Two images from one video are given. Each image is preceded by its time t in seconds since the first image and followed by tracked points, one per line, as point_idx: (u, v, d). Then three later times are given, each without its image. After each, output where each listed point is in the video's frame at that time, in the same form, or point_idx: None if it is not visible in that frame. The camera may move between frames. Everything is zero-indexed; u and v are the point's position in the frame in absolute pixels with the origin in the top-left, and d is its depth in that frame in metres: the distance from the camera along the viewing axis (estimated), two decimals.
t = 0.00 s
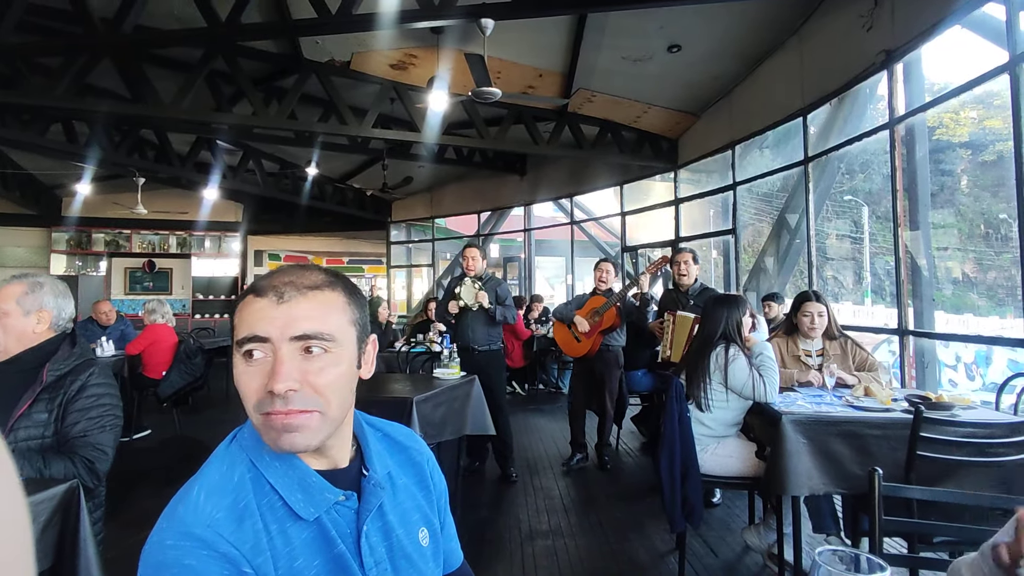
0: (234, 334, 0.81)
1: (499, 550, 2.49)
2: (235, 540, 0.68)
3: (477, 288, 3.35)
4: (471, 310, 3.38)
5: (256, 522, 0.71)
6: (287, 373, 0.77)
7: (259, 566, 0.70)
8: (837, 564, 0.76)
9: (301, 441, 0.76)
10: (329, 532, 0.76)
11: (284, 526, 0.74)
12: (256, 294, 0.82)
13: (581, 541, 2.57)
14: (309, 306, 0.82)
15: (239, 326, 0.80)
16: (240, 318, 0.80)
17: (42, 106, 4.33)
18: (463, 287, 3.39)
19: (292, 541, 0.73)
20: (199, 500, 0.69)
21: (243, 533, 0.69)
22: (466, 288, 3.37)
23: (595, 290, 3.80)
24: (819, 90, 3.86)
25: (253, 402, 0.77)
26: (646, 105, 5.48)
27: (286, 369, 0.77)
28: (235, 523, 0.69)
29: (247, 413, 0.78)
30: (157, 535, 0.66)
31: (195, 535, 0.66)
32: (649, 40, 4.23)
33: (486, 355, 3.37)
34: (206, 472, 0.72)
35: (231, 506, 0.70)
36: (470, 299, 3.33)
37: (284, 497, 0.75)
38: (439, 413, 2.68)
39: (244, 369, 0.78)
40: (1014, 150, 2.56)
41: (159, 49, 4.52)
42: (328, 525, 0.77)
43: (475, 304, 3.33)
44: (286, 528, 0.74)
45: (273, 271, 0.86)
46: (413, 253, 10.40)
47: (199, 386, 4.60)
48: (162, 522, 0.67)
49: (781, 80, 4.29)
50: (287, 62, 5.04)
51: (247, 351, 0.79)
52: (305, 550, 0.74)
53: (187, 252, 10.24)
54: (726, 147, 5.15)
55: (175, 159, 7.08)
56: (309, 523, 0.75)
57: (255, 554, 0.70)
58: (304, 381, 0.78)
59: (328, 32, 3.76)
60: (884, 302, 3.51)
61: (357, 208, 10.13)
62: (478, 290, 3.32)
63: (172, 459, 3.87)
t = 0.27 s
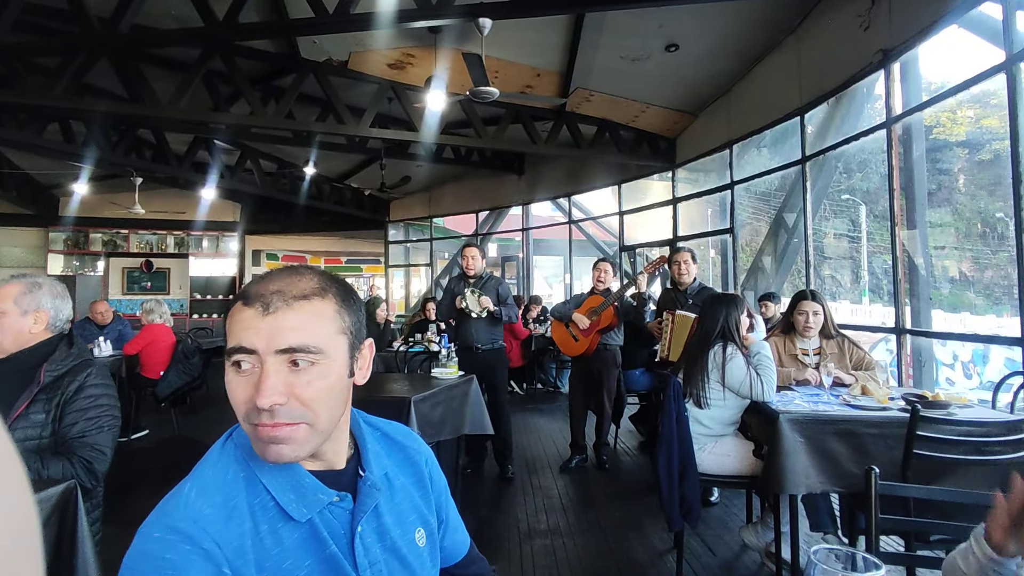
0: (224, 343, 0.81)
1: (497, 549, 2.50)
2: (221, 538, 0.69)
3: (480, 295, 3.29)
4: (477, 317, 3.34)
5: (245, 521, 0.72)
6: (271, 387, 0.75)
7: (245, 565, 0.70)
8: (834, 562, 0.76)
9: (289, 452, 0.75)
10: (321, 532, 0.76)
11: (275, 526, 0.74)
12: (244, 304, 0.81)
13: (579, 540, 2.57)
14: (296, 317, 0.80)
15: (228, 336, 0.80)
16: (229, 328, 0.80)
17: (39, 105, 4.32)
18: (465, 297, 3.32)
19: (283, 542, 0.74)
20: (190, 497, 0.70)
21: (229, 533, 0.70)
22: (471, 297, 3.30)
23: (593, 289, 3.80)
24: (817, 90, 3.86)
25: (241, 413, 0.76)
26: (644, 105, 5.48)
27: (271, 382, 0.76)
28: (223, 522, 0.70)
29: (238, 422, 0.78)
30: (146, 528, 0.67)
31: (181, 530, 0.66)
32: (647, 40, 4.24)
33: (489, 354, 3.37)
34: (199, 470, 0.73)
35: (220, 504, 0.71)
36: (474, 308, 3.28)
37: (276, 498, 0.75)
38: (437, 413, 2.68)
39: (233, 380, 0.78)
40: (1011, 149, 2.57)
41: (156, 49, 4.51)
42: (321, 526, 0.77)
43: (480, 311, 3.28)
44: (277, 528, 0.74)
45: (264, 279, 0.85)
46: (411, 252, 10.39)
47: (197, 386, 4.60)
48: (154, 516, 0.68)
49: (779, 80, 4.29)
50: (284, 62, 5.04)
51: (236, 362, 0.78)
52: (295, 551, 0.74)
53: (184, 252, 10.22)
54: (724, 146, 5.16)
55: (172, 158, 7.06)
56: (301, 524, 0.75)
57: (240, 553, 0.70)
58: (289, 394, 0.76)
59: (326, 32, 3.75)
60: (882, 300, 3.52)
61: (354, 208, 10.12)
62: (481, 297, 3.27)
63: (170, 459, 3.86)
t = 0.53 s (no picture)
0: (241, 355, 0.75)
1: (496, 548, 2.50)
2: (198, 542, 0.67)
3: (486, 290, 3.33)
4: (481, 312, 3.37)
5: (229, 525, 0.70)
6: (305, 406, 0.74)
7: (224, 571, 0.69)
8: (832, 562, 0.76)
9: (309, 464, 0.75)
10: (311, 537, 0.75)
11: (261, 532, 0.72)
12: (266, 316, 0.76)
13: (577, 539, 2.58)
14: (328, 336, 0.78)
15: (248, 348, 0.75)
16: (252, 341, 0.75)
17: (36, 104, 4.30)
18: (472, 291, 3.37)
19: (270, 546, 0.72)
20: (173, 500, 0.70)
21: (208, 539, 0.68)
22: (475, 288, 3.37)
23: (593, 288, 3.80)
24: (816, 89, 3.86)
25: (264, 429, 0.74)
26: (643, 104, 5.48)
27: (302, 401, 0.74)
28: (202, 526, 0.69)
29: (254, 435, 0.75)
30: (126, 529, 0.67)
31: (159, 533, 0.66)
32: (645, 39, 4.23)
33: (493, 353, 3.38)
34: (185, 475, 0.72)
35: (202, 508, 0.70)
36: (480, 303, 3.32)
37: (265, 502, 0.74)
38: (436, 412, 2.68)
39: (254, 394, 0.74)
40: (1009, 148, 2.58)
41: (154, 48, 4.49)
42: (311, 532, 0.76)
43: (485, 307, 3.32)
44: (264, 532, 0.73)
45: (280, 286, 0.79)
46: (409, 251, 10.39)
47: (195, 385, 4.59)
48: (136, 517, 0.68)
49: (778, 79, 4.29)
50: (282, 61, 5.03)
51: (260, 378, 0.74)
52: (283, 556, 0.73)
53: (182, 251, 10.20)
54: (722, 145, 5.16)
55: (170, 158, 7.04)
56: (289, 530, 0.74)
57: (219, 559, 0.68)
58: (319, 411, 0.75)
59: (324, 31, 3.75)
60: (880, 299, 3.52)
61: (353, 207, 10.11)
62: (488, 292, 3.31)
63: (168, 459, 3.86)
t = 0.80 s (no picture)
0: (302, 381, 0.71)
1: (496, 546, 2.50)
2: (198, 544, 0.64)
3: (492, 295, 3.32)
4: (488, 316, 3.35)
5: (230, 527, 0.67)
6: (361, 442, 0.73)
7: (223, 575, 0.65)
8: (833, 560, 0.76)
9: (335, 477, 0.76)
10: (314, 545, 0.73)
11: (263, 537, 0.69)
12: (340, 349, 0.72)
13: (577, 538, 2.58)
14: (392, 375, 0.77)
15: (315, 378, 0.71)
16: (322, 369, 0.71)
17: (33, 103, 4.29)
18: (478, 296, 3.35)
19: (271, 552, 0.69)
20: (177, 497, 0.67)
21: (208, 540, 0.65)
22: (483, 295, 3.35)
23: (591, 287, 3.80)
24: (814, 88, 3.87)
25: (309, 451, 0.72)
26: (642, 103, 5.48)
27: (358, 435, 0.74)
28: (202, 527, 0.65)
29: (290, 451, 0.72)
30: (127, 523, 0.65)
31: (159, 531, 0.63)
32: (645, 37, 4.23)
33: (500, 351, 3.37)
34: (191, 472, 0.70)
35: (204, 508, 0.67)
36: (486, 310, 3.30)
37: (270, 506, 0.71)
38: (435, 411, 2.68)
39: (309, 420, 0.71)
40: (1006, 147, 2.58)
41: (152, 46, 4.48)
42: (314, 540, 0.73)
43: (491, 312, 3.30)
44: (267, 536, 0.70)
45: (350, 312, 0.76)
46: (408, 250, 10.39)
47: (194, 384, 4.59)
48: (139, 512, 0.66)
49: (777, 78, 4.29)
50: (281, 59, 5.02)
51: (322, 406, 0.71)
52: (283, 563, 0.70)
53: (181, 250, 10.18)
54: (721, 144, 5.17)
55: (168, 156, 7.02)
56: (290, 537, 0.71)
57: (217, 562, 0.65)
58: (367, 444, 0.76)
59: (322, 29, 3.74)
60: (878, 298, 3.53)
61: (351, 206, 10.10)
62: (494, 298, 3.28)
63: (167, 458, 3.86)
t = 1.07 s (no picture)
0: (323, 382, 0.71)
1: (495, 545, 2.51)
2: (197, 549, 0.64)
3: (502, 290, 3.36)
4: (494, 311, 3.37)
5: (230, 531, 0.67)
6: (374, 446, 0.74)
7: None
8: (833, 560, 0.76)
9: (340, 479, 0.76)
10: (315, 548, 0.72)
11: (262, 541, 0.69)
12: (363, 352, 0.73)
13: (576, 536, 2.58)
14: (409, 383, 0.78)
15: (336, 378, 0.71)
16: (344, 372, 0.72)
17: (30, 102, 4.28)
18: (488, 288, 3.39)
19: (272, 556, 0.69)
20: (177, 502, 0.67)
21: (206, 546, 0.65)
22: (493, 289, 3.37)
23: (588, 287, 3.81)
24: (813, 86, 3.87)
25: (321, 452, 0.72)
26: (640, 101, 5.48)
27: (371, 440, 0.74)
28: (201, 532, 0.65)
29: (301, 451, 0.72)
30: (127, 526, 0.65)
31: (158, 537, 0.63)
32: (644, 36, 4.23)
33: (502, 350, 3.37)
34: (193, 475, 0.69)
35: (203, 513, 0.67)
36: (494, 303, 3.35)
37: (270, 510, 0.71)
38: (434, 410, 2.69)
39: (325, 421, 0.71)
40: (1005, 146, 2.59)
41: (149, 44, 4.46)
42: (314, 543, 0.73)
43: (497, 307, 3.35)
44: (268, 540, 0.70)
45: (373, 316, 0.76)
46: (407, 249, 10.39)
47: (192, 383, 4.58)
48: (139, 515, 0.66)
49: (775, 77, 4.29)
50: (279, 58, 5.01)
51: (339, 408, 0.72)
52: (283, 567, 0.70)
53: (179, 249, 10.16)
54: (719, 143, 5.17)
55: (166, 155, 7.00)
56: (290, 541, 0.71)
57: (217, 567, 0.65)
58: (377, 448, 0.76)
59: (321, 28, 3.73)
60: (876, 297, 3.54)
61: (350, 205, 10.08)
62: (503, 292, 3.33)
63: (165, 457, 3.85)
